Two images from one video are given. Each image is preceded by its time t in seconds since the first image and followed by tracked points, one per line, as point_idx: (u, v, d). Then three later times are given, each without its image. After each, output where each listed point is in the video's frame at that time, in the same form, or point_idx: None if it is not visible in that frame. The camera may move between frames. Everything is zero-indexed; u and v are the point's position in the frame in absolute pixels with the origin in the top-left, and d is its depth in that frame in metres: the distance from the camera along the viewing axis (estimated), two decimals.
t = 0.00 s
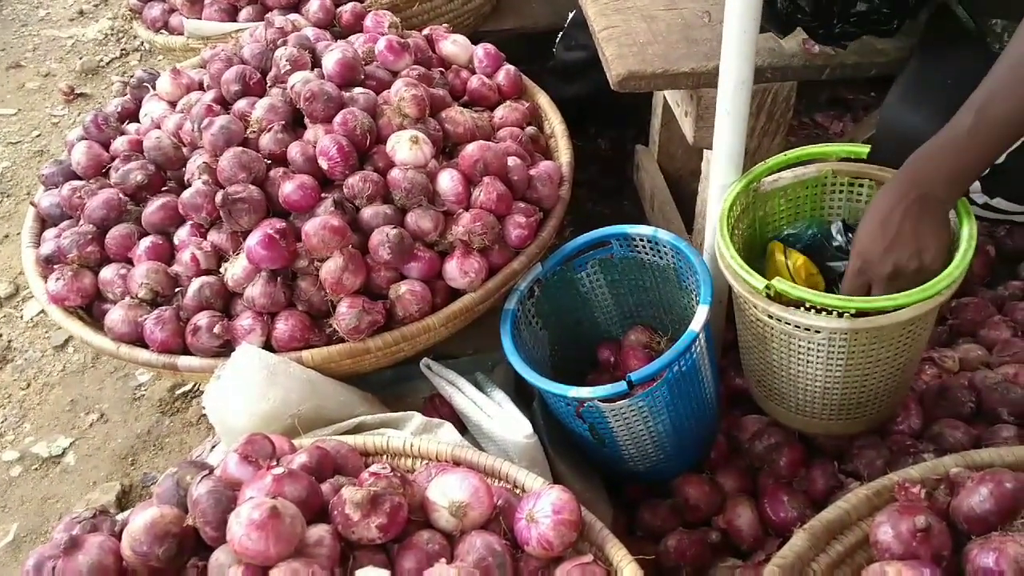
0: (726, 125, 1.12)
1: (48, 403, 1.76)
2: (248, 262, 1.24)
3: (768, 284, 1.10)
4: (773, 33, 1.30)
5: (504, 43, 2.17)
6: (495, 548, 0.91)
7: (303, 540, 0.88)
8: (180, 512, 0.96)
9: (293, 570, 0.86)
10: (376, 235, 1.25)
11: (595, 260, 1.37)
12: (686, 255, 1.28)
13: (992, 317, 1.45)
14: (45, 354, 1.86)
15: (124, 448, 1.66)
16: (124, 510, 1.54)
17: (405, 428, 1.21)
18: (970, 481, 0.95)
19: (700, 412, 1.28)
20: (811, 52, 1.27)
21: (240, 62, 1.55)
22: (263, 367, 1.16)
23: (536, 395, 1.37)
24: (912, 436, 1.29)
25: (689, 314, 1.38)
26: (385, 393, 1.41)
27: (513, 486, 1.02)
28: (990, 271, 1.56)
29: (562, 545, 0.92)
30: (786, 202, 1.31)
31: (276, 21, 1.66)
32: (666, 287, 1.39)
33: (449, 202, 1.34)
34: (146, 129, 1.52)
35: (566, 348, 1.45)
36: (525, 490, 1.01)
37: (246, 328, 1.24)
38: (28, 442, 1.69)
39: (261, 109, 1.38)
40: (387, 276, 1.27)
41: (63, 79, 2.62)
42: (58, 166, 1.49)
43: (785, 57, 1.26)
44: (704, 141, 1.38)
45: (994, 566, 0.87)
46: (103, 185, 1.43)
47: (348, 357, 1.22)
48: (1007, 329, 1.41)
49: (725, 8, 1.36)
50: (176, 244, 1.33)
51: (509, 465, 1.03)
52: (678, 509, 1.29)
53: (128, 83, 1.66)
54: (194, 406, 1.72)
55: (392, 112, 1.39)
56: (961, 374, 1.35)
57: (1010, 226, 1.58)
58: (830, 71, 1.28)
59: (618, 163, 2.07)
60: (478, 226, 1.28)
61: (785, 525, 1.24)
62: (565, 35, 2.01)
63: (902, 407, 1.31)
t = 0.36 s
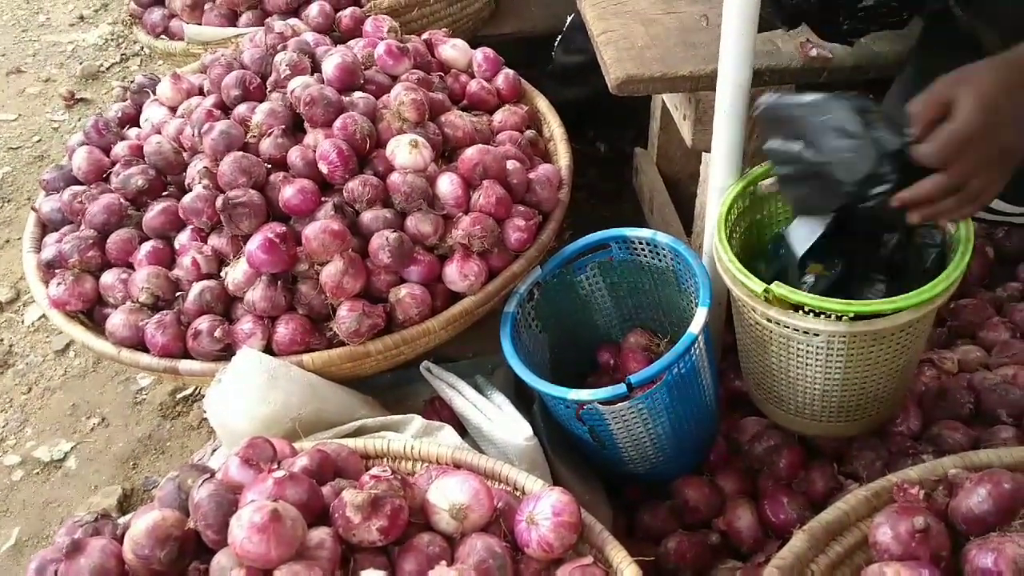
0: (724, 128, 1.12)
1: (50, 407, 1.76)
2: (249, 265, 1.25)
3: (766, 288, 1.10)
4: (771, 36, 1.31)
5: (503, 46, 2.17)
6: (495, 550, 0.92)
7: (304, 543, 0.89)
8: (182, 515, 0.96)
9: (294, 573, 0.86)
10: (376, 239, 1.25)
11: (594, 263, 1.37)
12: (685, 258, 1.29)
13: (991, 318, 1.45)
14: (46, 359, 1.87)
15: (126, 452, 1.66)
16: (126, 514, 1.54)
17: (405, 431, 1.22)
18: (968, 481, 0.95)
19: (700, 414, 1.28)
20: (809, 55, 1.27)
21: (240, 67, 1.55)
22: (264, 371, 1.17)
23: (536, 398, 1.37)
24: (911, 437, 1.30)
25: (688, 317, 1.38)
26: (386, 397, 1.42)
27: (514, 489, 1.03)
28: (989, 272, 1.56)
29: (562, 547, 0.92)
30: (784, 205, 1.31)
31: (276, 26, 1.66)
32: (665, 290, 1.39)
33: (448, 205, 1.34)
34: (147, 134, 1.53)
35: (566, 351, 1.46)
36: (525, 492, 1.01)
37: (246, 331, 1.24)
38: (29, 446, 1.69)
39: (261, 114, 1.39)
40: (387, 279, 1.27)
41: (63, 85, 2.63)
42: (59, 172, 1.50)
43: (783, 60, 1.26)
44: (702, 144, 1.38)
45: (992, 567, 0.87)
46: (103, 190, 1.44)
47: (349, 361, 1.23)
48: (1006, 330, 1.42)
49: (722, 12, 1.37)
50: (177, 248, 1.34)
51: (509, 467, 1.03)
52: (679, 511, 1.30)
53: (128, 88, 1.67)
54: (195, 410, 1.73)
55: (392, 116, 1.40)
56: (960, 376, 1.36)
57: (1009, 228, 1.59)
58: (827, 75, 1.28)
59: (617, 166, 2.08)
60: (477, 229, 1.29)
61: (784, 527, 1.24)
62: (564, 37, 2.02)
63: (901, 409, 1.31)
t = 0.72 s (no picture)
0: (724, 126, 1.12)
1: (51, 407, 1.77)
2: (250, 265, 1.25)
3: (765, 288, 1.11)
4: (770, 36, 1.31)
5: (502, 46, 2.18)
6: (497, 547, 0.92)
7: (306, 541, 0.89)
8: (184, 514, 0.97)
9: (296, 571, 0.86)
10: (376, 238, 1.26)
11: (594, 263, 1.38)
12: (685, 257, 1.29)
13: (990, 317, 1.45)
14: (47, 359, 1.87)
15: (126, 452, 1.66)
16: (127, 513, 1.54)
17: (406, 430, 1.22)
18: (968, 479, 0.95)
19: (700, 413, 1.28)
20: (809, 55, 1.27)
21: (240, 67, 1.56)
22: (265, 370, 1.17)
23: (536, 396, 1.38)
24: (911, 435, 1.30)
25: (688, 316, 1.38)
26: (386, 396, 1.42)
27: (515, 487, 1.03)
28: (988, 271, 1.57)
29: (563, 545, 0.93)
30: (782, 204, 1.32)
31: (276, 26, 1.66)
32: (665, 289, 1.39)
33: (449, 204, 1.34)
34: (147, 134, 1.53)
35: (565, 351, 1.46)
36: (526, 491, 1.02)
37: (247, 330, 1.24)
38: (30, 446, 1.69)
39: (262, 114, 1.39)
40: (387, 278, 1.27)
41: (64, 85, 2.63)
42: (60, 172, 1.50)
43: (783, 59, 1.26)
44: (702, 144, 1.39)
45: (992, 563, 0.88)
46: (104, 190, 1.44)
47: (350, 360, 1.23)
48: (1005, 329, 1.42)
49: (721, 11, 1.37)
50: (178, 248, 1.34)
51: (510, 465, 1.03)
52: (679, 510, 1.30)
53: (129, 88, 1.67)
54: (196, 409, 1.73)
55: (392, 116, 1.40)
56: (960, 374, 1.36)
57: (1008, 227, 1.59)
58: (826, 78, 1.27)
59: (617, 166, 2.08)
60: (478, 228, 1.29)
61: (784, 525, 1.25)
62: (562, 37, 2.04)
63: (901, 407, 1.32)
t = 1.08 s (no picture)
0: (721, 127, 1.12)
1: (50, 409, 1.77)
2: (248, 266, 1.26)
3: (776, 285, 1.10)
4: (768, 37, 1.31)
5: (500, 48, 2.18)
6: (495, 547, 0.92)
7: (305, 540, 0.89)
8: (183, 515, 0.97)
9: (295, 571, 0.87)
10: (375, 239, 1.26)
11: (590, 264, 1.38)
12: (681, 258, 1.29)
13: (988, 317, 1.46)
14: (46, 361, 1.87)
15: (125, 453, 1.66)
16: (126, 514, 1.55)
17: (405, 430, 1.22)
18: (965, 477, 0.96)
19: (697, 413, 1.29)
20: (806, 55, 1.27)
21: (238, 69, 1.56)
22: (264, 371, 1.17)
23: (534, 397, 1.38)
24: (909, 435, 1.30)
25: (685, 317, 1.38)
26: (385, 397, 1.42)
27: (513, 487, 1.03)
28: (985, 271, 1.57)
29: (561, 544, 0.93)
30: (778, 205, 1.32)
31: (275, 28, 1.67)
32: (661, 290, 1.40)
33: (447, 205, 1.34)
34: (146, 136, 1.53)
35: (563, 352, 1.46)
36: (525, 490, 1.02)
37: (246, 332, 1.24)
38: (29, 448, 1.69)
39: (260, 115, 1.39)
40: (386, 279, 1.27)
41: (62, 88, 2.63)
42: (58, 174, 1.51)
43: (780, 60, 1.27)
44: (700, 144, 1.39)
45: (989, 561, 0.88)
46: (102, 192, 1.44)
47: (348, 360, 1.23)
48: (1003, 329, 1.43)
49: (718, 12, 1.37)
50: (176, 249, 1.34)
51: (508, 465, 1.03)
52: (678, 510, 1.30)
53: (128, 90, 1.67)
54: (195, 411, 1.73)
55: (390, 117, 1.40)
56: (957, 374, 1.36)
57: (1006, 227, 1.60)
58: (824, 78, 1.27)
59: (615, 167, 2.08)
60: (476, 229, 1.29)
61: (783, 524, 1.25)
62: (559, 39, 2.05)
63: (899, 407, 1.32)
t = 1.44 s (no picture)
0: (720, 125, 1.12)
1: (48, 409, 1.77)
2: (246, 265, 1.26)
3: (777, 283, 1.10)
4: (765, 36, 1.31)
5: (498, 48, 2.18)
6: (492, 545, 0.92)
7: (302, 539, 0.89)
8: (180, 513, 0.97)
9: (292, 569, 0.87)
10: (373, 238, 1.26)
11: (581, 266, 1.39)
12: (669, 257, 1.30)
13: (985, 316, 1.46)
14: (44, 361, 1.87)
15: (123, 453, 1.66)
16: (124, 514, 1.54)
17: (403, 429, 1.22)
18: (962, 475, 0.96)
19: (691, 411, 1.29)
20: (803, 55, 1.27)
21: (236, 69, 1.56)
22: (261, 370, 1.17)
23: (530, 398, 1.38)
24: (906, 433, 1.30)
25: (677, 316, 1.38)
26: (382, 396, 1.42)
27: (511, 485, 1.03)
28: (982, 270, 1.57)
29: (559, 542, 0.93)
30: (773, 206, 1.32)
31: (272, 28, 1.67)
32: (653, 290, 1.40)
33: (444, 205, 1.34)
34: (144, 135, 1.54)
35: (558, 354, 1.46)
36: (522, 488, 1.02)
37: (244, 331, 1.24)
38: (27, 448, 1.69)
39: (258, 115, 1.39)
40: (383, 278, 1.28)
41: (60, 89, 2.63)
42: (56, 174, 1.51)
43: (777, 59, 1.27)
44: (696, 143, 1.39)
45: (985, 558, 0.88)
46: (100, 191, 1.44)
47: (346, 360, 1.23)
48: (999, 327, 1.43)
49: (715, 12, 1.38)
50: (174, 249, 1.34)
51: (505, 463, 1.03)
52: (675, 509, 1.30)
53: (126, 89, 1.67)
54: (193, 411, 1.73)
55: (388, 116, 1.41)
56: (955, 372, 1.37)
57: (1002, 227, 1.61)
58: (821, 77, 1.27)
59: (613, 166, 2.08)
60: (473, 228, 1.29)
61: (780, 522, 1.25)
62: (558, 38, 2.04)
63: (896, 405, 1.32)
